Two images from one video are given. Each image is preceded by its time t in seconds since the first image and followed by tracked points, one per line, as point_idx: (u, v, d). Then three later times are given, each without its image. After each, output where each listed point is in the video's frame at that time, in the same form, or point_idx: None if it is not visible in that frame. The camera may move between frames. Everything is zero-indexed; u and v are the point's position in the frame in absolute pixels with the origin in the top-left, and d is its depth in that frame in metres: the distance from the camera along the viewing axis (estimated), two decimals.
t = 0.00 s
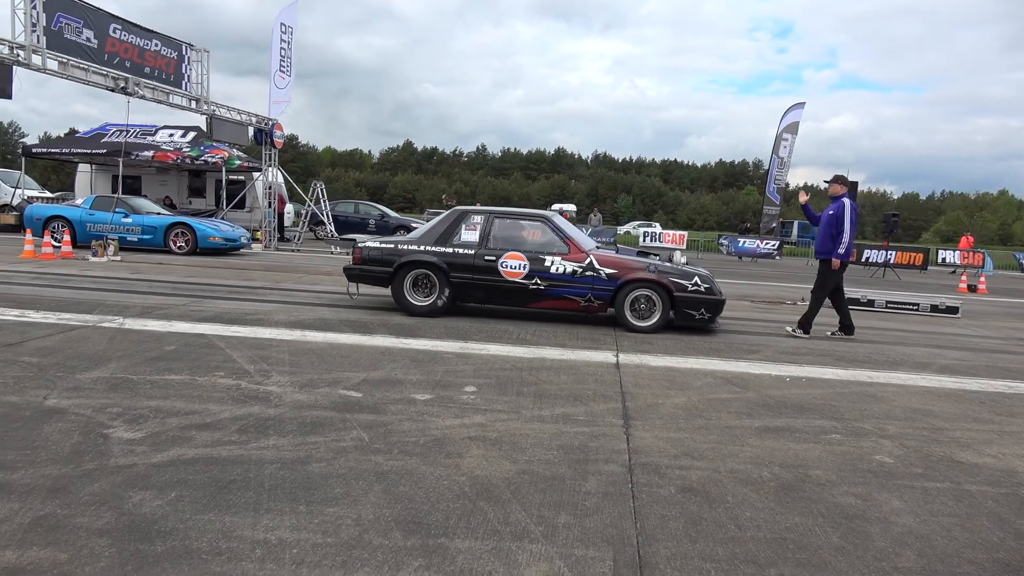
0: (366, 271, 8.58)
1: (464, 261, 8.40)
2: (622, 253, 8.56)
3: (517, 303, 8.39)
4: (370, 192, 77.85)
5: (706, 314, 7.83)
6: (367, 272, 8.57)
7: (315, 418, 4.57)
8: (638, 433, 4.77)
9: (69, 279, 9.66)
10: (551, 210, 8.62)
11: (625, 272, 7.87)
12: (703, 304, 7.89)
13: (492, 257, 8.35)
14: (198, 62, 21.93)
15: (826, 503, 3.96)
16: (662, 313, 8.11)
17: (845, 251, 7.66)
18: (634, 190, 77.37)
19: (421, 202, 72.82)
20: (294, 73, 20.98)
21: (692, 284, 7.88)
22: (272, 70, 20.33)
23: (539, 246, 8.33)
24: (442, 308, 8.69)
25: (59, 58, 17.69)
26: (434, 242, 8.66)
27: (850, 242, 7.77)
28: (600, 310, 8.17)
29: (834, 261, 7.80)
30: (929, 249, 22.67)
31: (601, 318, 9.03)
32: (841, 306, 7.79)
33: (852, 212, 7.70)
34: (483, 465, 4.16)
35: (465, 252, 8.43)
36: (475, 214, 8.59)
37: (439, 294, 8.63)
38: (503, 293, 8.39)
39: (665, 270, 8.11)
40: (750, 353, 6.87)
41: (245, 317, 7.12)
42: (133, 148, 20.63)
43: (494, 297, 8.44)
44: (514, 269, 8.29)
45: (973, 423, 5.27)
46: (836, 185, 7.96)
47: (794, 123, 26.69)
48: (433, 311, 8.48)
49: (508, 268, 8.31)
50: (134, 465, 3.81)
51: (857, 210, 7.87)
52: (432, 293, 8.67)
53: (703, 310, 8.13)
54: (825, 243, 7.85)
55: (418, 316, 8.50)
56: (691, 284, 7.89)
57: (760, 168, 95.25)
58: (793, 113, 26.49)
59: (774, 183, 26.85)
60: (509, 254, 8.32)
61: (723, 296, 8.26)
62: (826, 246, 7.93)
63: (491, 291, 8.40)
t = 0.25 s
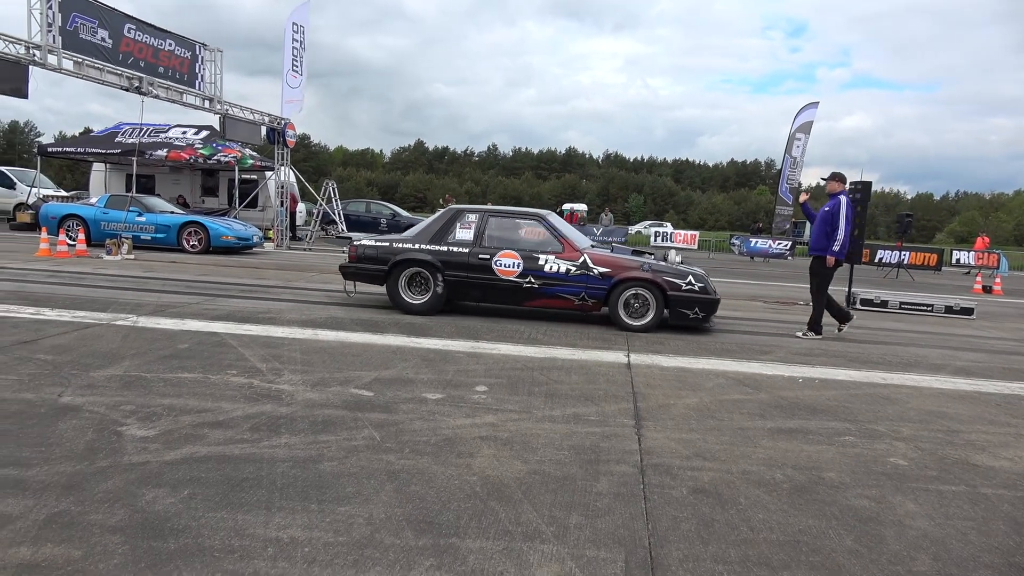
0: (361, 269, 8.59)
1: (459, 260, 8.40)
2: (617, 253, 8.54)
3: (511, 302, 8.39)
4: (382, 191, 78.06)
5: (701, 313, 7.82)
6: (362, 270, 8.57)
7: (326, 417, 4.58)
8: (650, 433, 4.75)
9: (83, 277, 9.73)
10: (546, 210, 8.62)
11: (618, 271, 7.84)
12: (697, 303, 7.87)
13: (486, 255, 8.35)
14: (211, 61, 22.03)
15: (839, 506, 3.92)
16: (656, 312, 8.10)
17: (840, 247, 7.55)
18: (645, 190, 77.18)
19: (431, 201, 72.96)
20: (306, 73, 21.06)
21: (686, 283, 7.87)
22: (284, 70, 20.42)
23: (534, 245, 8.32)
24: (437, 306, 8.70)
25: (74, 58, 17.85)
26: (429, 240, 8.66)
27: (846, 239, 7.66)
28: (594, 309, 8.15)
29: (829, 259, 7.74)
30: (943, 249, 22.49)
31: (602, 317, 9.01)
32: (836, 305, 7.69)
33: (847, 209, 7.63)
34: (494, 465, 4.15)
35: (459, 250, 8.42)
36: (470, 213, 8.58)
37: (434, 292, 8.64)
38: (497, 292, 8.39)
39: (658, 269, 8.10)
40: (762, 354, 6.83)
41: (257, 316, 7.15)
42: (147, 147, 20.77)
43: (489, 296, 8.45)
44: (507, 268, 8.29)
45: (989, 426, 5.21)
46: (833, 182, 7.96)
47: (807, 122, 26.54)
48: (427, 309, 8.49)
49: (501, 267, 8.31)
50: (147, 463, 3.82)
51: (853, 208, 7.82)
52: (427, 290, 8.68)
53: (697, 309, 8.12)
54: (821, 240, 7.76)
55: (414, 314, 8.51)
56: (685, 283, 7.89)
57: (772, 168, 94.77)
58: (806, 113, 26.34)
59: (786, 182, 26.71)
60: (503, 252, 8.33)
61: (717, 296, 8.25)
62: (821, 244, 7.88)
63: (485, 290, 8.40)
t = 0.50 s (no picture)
0: (356, 267, 8.59)
1: (453, 258, 8.41)
2: (611, 251, 8.50)
3: (505, 300, 8.40)
4: (392, 190, 78.22)
5: (694, 312, 7.77)
6: (357, 267, 8.59)
7: (337, 415, 4.58)
8: (661, 434, 4.72)
9: (96, 275, 9.79)
10: (540, 208, 8.63)
11: (611, 269, 7.81)
12: (690, 303, 7.83)
13: (480, 254, 8.35)
14: (224, 61, 22.11)
15: (852, 508, 3.88)
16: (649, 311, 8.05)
17: (831, 245, 7.57)
18: (655, 189, 77.00)
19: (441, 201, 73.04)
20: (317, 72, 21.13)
21: (679, 282, 7.83)
22: (296, 69, 20.50)
23: (527, 243, 8.32)
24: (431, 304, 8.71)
25: (87, 57, 17.97)
26: (423, 239, 8.67)
27: (839, 237, 7.67)
28: (588, 307, 8.12)
29: (822, 256, 7.71)
30: (956, 250, 22.31)
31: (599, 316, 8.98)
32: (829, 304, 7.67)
33: (840, 207, 7.63)
34: (504, 464, 4.14)
35: (453, 248, 8.43)
36: (464, 211, 8.60)
37: (429, 290, 8.65)
38: (490, 291, 8.39)
39: (652, 267, 8.05)
40: (774, 355, 6.79)
41: (268, 314, 7.16)
42: (159, 146, 20.90)
43: (483, 295, 8.45)
44: (501, 266, 8.29)
45: (1003, 428, 5.15)
46: (829, 182, 7.99)
47: (819, 122, 26.39)
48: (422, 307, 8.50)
49: (495, 265, 8.31)
50: (159, 460, 3.84)
51: (849, 207, 7.81)
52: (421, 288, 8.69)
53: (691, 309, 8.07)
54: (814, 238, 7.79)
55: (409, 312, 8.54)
56: (678, 282, 7.84)
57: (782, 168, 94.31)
58: (817, 112, 26.19)
59: (797, 182, 26.58)
60: (496, 251, 8.32)
61: (711, 296, 8.18)
62: (816, 243, 7.87)
63: (479, 288, 8.40)
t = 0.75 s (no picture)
0: (347, 265, 8.60)
1: (443, 257, 8.42)
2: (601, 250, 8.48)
3: (495, 299, 8.41)
4: (400, 190, 78.31)
5: (684, 311, 7.75)
6: (349, 266, 8.60)
7: (345, 415, 4.58)
8: (669, 434, 4.70)
9: (106, 275, 9.84)
10: (531, 207, 8.62)
11: (600, 268, 7.80)
12: (680, 301, 7.80)
13: (470, 252, 8.36)
14: (233, 61, 22.19)
15: (862, 509, 3.86)
16: (639, 310, 8.03)
17: (820, 246, 7.55)
18: (663, 189, 76.81)
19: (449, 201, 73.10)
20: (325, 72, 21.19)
21: (669, 280, 7.81)
22: (304, 69, 20.56)
23: (517, 242, 8.32)
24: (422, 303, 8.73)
25: (97, 58, 18.07)
26: (414, 237, 8.68)
27: (828, 238, 7.64)
28: (577, 306, 8.11)
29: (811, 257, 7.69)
30: (966, 249, 22.17)
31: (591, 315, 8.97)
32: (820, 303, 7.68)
33: (829, 208, 7.55)
34: (512, 464, 4.13)
35: (443, 247, 8.44)
36: (455, 210, 8.60)
37: (420, 288, 8.67)
38: (481, 289, 8.40)
39: (642, 266, 8.04)
40: (783, 355, 6.76)
41: (276, 313, 7.18)
42: (168, 147, 20.96)
43: (474, 293, 8.46)
44: (491, 265, 8.29)
45: (1014, 429, 5.11)
46: (820, 181, 7.87)
47: (827, 120, 26.27)
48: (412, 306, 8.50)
49: (485, 263, 8.31)
50: (168, 459, 3.85)
51: (840, 207, 7.72)
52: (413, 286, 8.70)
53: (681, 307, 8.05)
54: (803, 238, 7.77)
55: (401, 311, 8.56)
56: (668, 280, 7.82)
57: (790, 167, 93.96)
58: (826, 110, 26.07)
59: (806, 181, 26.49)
60: (486, 249, 8.32)
61: (702, 294, 8.16)
62: (806, 243, 7.84)
63: (470, 287, 8.41)
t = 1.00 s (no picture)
0: (339, 265, 8.62)
1: (434, 257, 8.44)
2: (592, 249, 8.47)
3: (486, 298, 8.42)
4: (408, 190, 78.42)
5: (674, 310, 7.74)
6: (341, 266, 8.62)
7: (355, 415, 4.59)
8: (679, 435, 4.68)
9: (116, 276, 9.88)
10: (521, 208, 8.65)
11: (589, 267, 7.79)
12: (670, 300, 7.78)
13: (461, 252, 8.38)
14: (241, 63, 22.30)
15: (873, 511, 3.83)
16: (629, 309, 8.02)
17: (813, 243, 7.55)
18: (671, 189, 76.65)
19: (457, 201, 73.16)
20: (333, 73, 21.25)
21: (658, 280, 7.79)
22: (311, 71, 20.63)
23: (508, 242, 8.34)
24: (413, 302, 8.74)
25: (107, 60, 18.18)
26: (405, 237, 8.70)
27: (820, 234, 7.65)
28: (567, 305, 8.12)
29: (804, 253, 7.68)
30: (977, 249, 22.03)
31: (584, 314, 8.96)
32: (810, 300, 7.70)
33: (822, 205, 7.55)
34: (522, 465, 4.13)
35: (434, 247, 8.47)
36: (446, 210, 8.63)
37: (412, 288, 8.68)
38: (472, 289, 8.41)
39: (632, 265, 8.02)
40: (793, 355, 6.73)
41: (285, 314, 7.20)
42: (178, 148, 21.05)
43: (464, 293, 8.47)
44: (482, 264, 8.30)
45: None
46: (812, 178, 7.86)
47: (837, 120, 26.17)
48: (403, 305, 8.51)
49: (476, 263, 8.33)
50: (178, 459, 3.86)
51: (831, 204, 7.74)
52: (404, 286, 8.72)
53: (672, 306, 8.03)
54: (795, 234, 7.74)
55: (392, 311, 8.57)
56: (657, 280, 7.80)
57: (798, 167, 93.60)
58: (835, 110, 25.97)
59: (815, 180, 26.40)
60: (477, 249, 8.34)
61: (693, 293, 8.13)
62: (798, 239, 7.82)
63: (460, 287, 8.42)
